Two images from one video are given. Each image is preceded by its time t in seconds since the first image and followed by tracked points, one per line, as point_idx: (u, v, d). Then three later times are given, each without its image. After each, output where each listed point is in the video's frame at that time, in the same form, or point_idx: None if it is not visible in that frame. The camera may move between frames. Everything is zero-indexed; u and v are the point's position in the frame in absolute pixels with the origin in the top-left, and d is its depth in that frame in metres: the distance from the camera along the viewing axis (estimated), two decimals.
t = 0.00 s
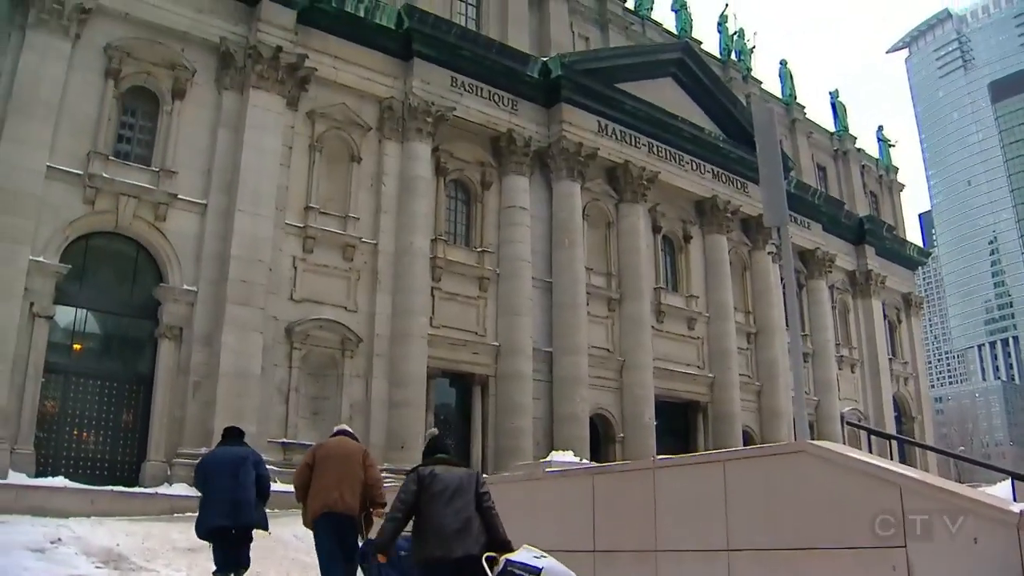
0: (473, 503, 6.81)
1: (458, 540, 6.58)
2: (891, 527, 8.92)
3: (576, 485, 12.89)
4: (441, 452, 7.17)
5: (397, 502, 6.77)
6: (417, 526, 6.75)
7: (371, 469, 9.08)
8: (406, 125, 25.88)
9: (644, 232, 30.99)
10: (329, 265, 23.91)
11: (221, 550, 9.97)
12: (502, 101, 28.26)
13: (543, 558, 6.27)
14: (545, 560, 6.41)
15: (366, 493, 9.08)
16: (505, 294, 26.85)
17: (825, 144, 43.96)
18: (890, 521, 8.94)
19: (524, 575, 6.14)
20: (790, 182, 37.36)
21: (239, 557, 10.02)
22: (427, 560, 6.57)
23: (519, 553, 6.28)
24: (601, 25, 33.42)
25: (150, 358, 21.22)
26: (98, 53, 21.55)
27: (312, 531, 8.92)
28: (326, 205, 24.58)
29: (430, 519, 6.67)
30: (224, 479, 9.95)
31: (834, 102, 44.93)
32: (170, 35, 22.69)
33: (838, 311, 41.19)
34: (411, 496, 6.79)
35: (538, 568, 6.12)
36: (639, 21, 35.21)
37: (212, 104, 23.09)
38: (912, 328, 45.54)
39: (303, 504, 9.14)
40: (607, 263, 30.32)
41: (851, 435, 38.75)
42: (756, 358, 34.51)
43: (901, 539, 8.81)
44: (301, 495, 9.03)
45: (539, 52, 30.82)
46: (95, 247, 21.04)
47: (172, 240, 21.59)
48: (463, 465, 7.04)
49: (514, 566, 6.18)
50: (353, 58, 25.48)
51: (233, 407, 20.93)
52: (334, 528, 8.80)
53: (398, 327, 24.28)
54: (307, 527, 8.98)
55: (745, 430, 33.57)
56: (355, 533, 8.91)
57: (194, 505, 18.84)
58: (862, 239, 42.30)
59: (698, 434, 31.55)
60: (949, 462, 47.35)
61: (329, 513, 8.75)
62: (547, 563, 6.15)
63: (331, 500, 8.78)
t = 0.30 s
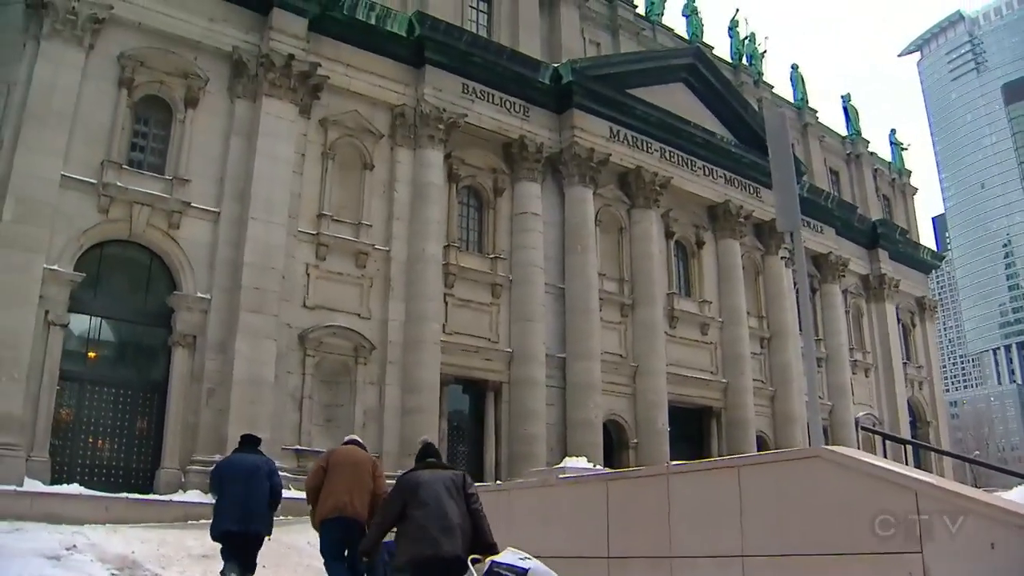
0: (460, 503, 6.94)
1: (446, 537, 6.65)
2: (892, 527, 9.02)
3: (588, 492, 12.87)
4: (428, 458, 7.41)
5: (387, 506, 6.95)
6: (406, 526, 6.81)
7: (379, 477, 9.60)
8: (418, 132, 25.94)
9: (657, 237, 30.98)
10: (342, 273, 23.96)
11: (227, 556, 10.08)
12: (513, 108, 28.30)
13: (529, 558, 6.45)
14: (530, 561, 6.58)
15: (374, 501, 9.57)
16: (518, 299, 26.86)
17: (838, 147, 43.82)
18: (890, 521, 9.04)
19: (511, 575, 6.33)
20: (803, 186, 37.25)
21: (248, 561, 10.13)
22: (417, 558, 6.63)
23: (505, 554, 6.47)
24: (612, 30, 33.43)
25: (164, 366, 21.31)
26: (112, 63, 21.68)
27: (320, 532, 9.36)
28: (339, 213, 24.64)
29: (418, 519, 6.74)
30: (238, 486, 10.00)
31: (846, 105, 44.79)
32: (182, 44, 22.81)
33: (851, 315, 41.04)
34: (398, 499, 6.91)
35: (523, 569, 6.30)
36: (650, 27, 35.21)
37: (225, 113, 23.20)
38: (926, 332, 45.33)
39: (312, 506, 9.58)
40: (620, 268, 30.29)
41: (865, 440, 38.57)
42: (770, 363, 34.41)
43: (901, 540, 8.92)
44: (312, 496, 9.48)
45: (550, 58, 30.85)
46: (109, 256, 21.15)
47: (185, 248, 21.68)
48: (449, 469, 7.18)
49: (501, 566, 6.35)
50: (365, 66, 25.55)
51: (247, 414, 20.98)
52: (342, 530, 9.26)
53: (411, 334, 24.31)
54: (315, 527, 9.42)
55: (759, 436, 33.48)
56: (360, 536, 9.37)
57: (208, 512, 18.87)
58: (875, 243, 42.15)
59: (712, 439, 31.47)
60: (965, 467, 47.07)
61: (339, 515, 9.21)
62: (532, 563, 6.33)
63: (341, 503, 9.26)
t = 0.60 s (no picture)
0: (450, 505, 7.51)
1: (438, 535, 7.24)
2: (891, 527, 9.08)
3: (598, 493, 12.85)
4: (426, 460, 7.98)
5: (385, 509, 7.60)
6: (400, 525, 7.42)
7: (379, 479, 10.30)
8: (426, 134, 25.97)
9: (665, 238, 30.98)
10: (351, 274, 23.99)
11: (240, 556, 10.09)
12: (521, 109, 28.32)
13: (513, 557, 7.26)
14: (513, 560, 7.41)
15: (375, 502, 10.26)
16: (526, 301, 26.87)
17: (846, 147, 43.75)
18: (890, 521, 9.10)
19: (497, 571, 7.11)
20: (811, 186, 37.17)
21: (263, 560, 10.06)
22: (408, 554, 7.21)
23: (492, 554, 7.27)
24: (619, 31, 33.40)
25: (173, 369, 21.35)
26: (120, 66, 21.76)
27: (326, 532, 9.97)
28: (347, 215, 24.67)
29: (412, 518, 7.35)
30: (246, 484, 10.05)
31: (854, 105, 44.71)
32: (190, 47, 22.87)
33: (860, 315, 40.95)
34: (394, 501, 7.54)
35: (508, 565, 7.10)
36: (657, 27, 35.21)
37: (233, 115, 23.25)
38: (935, 332, 45.21)
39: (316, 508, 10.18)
40: (628, 269, 30.28)
41: (875, 440, 38.47)
42: (779, 363, 34.35)
43: (900, 539, 8.98)
44: (317, 498, 10.07)
45: (557, 59, 30.86)
46: (118, 259, 21.21)
47: (194, 251, 21.72)
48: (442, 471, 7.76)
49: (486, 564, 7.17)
50: (372, 68, 25.60)
51: (256, 416, 21.01)
52: (348, 530, 9.90)
53: (420, 336, 24.33)
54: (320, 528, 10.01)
55: (768, 436, 33.45)
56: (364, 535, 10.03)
57: (217, 514, 18.89)
58: (884, 242, 42.07)
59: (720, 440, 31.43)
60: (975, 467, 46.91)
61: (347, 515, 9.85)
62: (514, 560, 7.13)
63: (348, 504, 9.90)
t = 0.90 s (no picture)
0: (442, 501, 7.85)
1: (429, 529, 7.61)
2: (891, 527, 9.11)
3: (604, 492, 12.86)
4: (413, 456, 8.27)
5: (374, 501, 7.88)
6: (394, 518, 7.77)
7: (375, 477, 10.43)
8: (432, 135, 25.97)
9: (670, 238, 30.97)
10: (356, 275, 24.00)
11: (246, 555, 10.14)
12: (526, 109, 28.32)
13: (498, 551, 7.76)
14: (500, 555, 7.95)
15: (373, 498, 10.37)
16: (532, 301, 26.87)
17: (852, 146, 43.68)
18: (890, 521, 9.13)
19: (481, 566, 7.66)
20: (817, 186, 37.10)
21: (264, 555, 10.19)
22: (400, 546, 7.59)
23: (478, 547, 7.77)
24: (625, 31, 33.39)
25: (179, 369, 21.38)
26: (126, 68, 21.80)
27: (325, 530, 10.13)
28: (353, 215, 24.69)
29: (405, 512, 7.70)
30: (249, 484, 10.08)
31: (861, 104, 44.64)
32: (196, 48, 22.90)
33: (867, 315, 40.88)
34: (386, 494, 7.83)
35: (491, 560, 7.64)
36: (662, 27, 35.18)
37: (238, 116, 23.28)
38: (942, 332, 45.11)
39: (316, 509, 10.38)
40: (634, 269, 30.25)
41: (881, 440, 38.42)
42: (785, 363, 34.32)
43: (901, 539, 9.01)
44: (315, 498, 10.30)
45: (563, 59, 30.85)
46: (124, 259, 21.27)
47: (199, 251, 21.75)
48: (431, 468, 8.07)
49: (471, 558, 7.76)
50: (378, 69, 25.63)
51: (262, 416, 21.03)
52: (344, 526, 10.04)
53: (425, 336, 24.32)
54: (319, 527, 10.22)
55: (774, 436, 33.42)
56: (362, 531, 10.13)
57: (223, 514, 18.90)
58: (890, 242, 41.98)
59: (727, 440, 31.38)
60: (983, 468, 46.78)
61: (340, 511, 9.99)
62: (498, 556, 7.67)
63: (341, 500, 10.06)
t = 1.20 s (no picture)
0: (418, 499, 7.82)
1: (404, 526, 7.57)
2: (891, 527, 9.12)
3: (606, 493, 12.86)
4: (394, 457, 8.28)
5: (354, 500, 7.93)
6: (372, 517, 7.79)
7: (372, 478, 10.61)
8: (433, 135, 25.97)
9: (672, 237, 30.98)
10: (358, 275, 24.01)
11: (251, 555, 10.16)
12: (528, 109, 28.31)
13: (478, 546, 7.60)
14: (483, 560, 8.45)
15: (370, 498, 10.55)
16: (534, 301, 26.88)
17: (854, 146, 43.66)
18: (890, 521, 9.14)
19: (463, 559, 7.51)
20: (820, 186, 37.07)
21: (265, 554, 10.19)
22: (377, 543, 7.61)
23: (458, 542, 7.64)
24: (626, 31, 33.38)
25: (181, 369, 21.39)
26: (127, 68, 21.81)
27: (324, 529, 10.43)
28: (355, 215, 24.70)
29: (381, 510, 7.69)
30: (247, 485, 10.10)
31: (863, 104, 44.60)
32: (197, 48, 22.90)
33: (868, 314, 40.88)
34: (365, 493, 7.85)
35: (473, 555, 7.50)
36: (663, 27, 35.18)
37: (240, 116, 23.29)
38: (944, 332, 45.10)
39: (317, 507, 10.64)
40: (635, 269, 30.26)
41: (883, 439, 38.42)
42: (787, 363, 34.32)
43: (901, 539, 9.02)
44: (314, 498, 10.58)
45: (564, 59, 30.84)
46: (126, 259, 21.29)
47: (201, 252, 21.76)
48: (410, 468, 8.07)
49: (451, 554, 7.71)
50: (380, 69, 25.63)
51: (264, 416, 21.04)
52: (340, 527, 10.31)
53: (427, 336, 24.32)
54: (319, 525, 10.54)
55: (776, 436, 33.42)
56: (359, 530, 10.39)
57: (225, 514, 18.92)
58: (892, 241, 41.96)
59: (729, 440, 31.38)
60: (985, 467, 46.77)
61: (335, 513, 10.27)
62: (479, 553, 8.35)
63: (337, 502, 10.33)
